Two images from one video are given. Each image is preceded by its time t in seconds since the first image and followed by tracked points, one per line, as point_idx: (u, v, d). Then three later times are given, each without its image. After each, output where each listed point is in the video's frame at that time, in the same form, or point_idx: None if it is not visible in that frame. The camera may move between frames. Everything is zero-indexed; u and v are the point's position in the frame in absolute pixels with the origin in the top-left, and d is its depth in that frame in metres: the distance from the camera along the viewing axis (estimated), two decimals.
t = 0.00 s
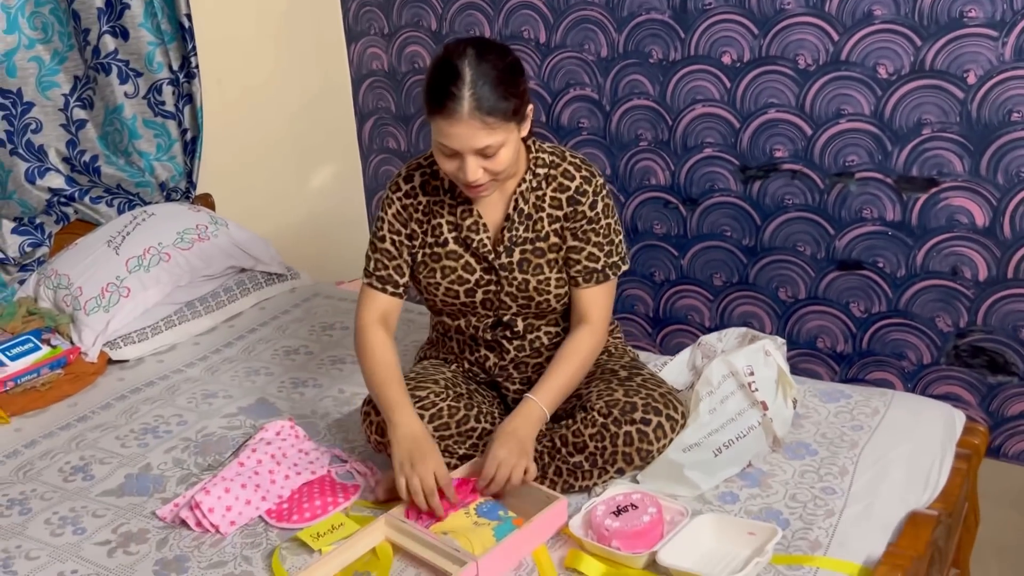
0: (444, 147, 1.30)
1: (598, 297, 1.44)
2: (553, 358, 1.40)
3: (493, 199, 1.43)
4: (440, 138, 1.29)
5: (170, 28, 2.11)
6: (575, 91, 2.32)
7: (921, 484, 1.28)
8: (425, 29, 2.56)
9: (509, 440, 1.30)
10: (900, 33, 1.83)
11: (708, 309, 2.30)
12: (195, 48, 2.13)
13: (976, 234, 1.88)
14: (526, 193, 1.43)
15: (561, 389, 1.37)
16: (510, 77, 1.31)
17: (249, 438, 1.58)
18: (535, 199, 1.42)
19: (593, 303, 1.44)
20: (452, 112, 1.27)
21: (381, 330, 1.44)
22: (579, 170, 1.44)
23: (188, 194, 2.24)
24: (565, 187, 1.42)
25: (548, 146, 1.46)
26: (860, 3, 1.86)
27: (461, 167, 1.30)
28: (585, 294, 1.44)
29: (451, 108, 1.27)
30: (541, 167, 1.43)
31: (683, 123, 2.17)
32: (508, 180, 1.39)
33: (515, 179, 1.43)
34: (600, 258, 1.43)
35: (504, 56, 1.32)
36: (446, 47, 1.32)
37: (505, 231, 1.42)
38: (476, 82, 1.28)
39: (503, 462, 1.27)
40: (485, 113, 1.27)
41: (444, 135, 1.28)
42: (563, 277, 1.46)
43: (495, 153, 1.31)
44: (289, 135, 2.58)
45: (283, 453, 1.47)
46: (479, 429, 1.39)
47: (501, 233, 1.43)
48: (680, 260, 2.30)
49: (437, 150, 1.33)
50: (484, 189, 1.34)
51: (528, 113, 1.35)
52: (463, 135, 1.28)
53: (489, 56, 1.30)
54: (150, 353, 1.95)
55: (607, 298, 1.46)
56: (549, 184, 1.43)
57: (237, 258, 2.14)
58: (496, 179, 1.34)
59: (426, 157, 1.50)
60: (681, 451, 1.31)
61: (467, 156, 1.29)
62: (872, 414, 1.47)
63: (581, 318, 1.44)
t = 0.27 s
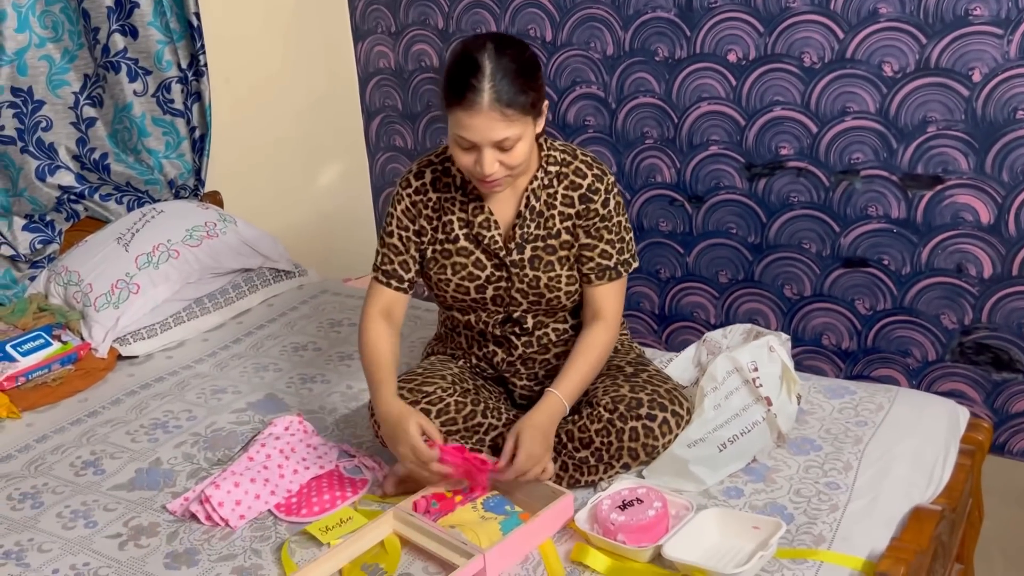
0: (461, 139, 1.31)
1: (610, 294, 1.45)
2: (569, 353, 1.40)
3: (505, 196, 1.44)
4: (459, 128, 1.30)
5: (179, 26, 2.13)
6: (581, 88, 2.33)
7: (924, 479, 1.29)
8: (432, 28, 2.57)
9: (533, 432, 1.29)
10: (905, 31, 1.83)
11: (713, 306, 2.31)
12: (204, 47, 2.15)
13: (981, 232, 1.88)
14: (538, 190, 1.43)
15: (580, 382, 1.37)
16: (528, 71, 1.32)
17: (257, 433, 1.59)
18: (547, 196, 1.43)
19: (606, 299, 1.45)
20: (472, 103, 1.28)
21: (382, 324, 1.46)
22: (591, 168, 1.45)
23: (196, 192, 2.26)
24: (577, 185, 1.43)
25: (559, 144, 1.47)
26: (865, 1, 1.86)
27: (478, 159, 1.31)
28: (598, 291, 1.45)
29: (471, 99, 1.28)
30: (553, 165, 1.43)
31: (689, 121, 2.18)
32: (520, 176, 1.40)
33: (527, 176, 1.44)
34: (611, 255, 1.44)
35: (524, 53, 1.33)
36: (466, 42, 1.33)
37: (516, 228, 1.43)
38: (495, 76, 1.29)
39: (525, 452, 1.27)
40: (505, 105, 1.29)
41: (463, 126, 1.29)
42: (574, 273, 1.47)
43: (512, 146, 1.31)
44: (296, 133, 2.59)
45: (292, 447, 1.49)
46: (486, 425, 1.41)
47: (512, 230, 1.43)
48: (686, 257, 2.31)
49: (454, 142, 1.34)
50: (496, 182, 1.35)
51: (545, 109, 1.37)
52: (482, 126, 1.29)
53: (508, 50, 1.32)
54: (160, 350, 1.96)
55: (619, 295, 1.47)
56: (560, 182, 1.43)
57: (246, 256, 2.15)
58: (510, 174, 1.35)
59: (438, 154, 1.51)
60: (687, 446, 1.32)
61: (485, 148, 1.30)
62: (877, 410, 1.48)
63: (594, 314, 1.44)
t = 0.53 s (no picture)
0: (476, 122, 1.32)
1: (616, 292, 1.47)
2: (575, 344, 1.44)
3: (513, 192, 1.45)
4: (476, 110, 1.31)
5: (185, 28, 2.14)
6: (585, 90, 2.34)
7: (926, 478, 1.30)
8: (436, 29, 2.58)
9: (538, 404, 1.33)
10: (908, 32, 1.84)
11: (716, 307, 2.32)
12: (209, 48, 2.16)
13: (983, 232, 1.89)
14: (546, 187, 1.45)
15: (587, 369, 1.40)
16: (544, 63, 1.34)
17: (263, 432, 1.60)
18: (555, 193, 1.45)
19: (612, 295, 1.47)
20: (492, 83, 1.30)
21: (385, 310, 1.48)
22: (599, 167, 1.47)
23: (202, 193, 2.27)
24: (585, 183, 1.45)
25: (569, 143, 1.49)
26: (868, 3, 1.87)
27: (492, 143, 1.32)
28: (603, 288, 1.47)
29: (491, 80, 1.30)
30: (562, 162, 1.45)
31: (693, 122, 2.19)
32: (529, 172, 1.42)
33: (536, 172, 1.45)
34: (617, 253, 1.46)
35: (542, 44, 1.35)
36: (487, 30, 1.35)
37: (524, 224, 1.44)
38: (516, 59, 1.31)
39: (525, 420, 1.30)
40: (523, 88, 1.31)
41: (479, 107, 1.31)
42: (580, 270, 1.48)
43: (526, 134, 1.33)
44: (301, 134, 2.60)
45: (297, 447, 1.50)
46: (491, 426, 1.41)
47: (520, 226, 1.45)
48: (689, 258, 2.32)
49: (468, 126, 1.35)
50: (507, 171, 1.35)
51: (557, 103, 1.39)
52: (499, 109, 1.30)
53: (529, 40, 1.34)
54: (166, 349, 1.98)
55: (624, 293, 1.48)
56: (568, 179, 1.45)
57: (251, 256, 2.16)
58: (521, 163, 1.35)
59: (447, 150, 1.52)
60: (690, 445, 1.33)
61: (500, 132, 1.31)
62: (880, 409, 1.49)
63: (600, 309, 1.47)
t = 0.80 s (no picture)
0: (486, 96, 1.39)
1: (613, 284, 1.49)
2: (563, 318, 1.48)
3: (518, 181, 1.49)
4: (486, 84, 1.38)
5: (189, 29, 2.14)
6: (587, 91, 2.35)
7: (928, 478, 1.31)
8: (438, 31, 2.59)
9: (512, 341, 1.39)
10: (909, 33, 1.85)
11: (718, 307, 2.32)
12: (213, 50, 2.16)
13: (984, 233, 1.90)
14: (551, 178, 1.48)
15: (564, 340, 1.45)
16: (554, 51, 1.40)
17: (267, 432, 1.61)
18: (559, 185, 1.48)
19: (608, 287, 1.49)
20: (504, 57, 1.36)
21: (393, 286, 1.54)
22: (604, 163, 1.50)
23: (205, 193, 2.27)
24: (590, 177, 1.48)
25: (576, 139, 1.52)
26: (869, 5, 1.88)
27: (498, 118, 1.37)
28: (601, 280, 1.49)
29: (504, 53, 1.37)
30: (567, 156, 1.48)
31: (694, 123, 2.20)
32: (534, 161, 1.46)
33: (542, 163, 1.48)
34: (616, 248, 1.48)
35: (553, 34, 1.40)
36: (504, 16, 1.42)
37: (527, 214, 1.47)
38: (528, 35, 1.38)
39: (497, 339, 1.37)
40: (532, 66, 1.37)
41: (490, 79, 1.37)
42: (581, 263, 1.50)
43: (532, 114, 1.38)
44: (303, 135, 2.61)
45: (301, 445, 1.51)
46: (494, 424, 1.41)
47: (523, 217, 1.48)
48: (691, 259, 2.32)
49: (478, 101, 1.41)
50: (511, 151, 1.40)
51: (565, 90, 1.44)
52: (508, 84, 1.36)
53: (543, 22, 1.41)
54: (169, 349, 1.98)
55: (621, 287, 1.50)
56: (573, 173, 1.48)
57: (254, 256, 2.16)
58: (526, 143, 1.40)
59: (458, 142, 1.56)
60: (692, 444, 1.34)
61: (507, 107, 1.37)
62: (881, 409, 1.50)
63: (594, 299, 1.50)
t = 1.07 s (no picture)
0: (487, 77, 1.41)
1: (605, 276, 1.48)
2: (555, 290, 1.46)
3: (518, 173, 1.51)
4: (488, 65, 1.41)
5: (190, 31, 2.15)
6: (587, 94, 2.35)
7: (926, 479, 1.31)
8: (439, 33, 2.60)
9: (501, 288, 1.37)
10: (908, 36, 1.85)
11: (717, 309, 2.32)
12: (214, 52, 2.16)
13: (983, 236, 1.90)
14: (550, 171, 1.50)
15: (551, 307, 1.42)
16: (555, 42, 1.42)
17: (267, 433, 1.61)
18: (558, 178, 1.50)
19: (602, 277, 1.48)
20: (506, 38, 1.40)
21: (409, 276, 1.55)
22: (603, 158, 1.52)
23: (206, 195, 2.28)
24: (588, 170, 1.50)
25: (578, 136, 1.55)
26: (868, 8, 1.88)
27: (497, 99, 1.40)
28: (593, 270, 1.48)
29: (506, 35, 1.40)
30: (567, 150, 1.51)
31: (694, 126, 2.20)
32: (533, 152, 1.48)
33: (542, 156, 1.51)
34: (607, 240, 1.48)
35: (555, 28, 1.43)
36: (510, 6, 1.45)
37: (525, 204, 1.49)
38: (530, 19, 1.41)
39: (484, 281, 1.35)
40: (533, 50, 1.40)
41: (492, 60, 1.40)
42: (575, 256, 1.50)
43: (530, 98, 1.40)
44: (304, 137, 2.61)
45: (301, 446, 1.51)
46: (493, 423, 1.41)
47: (521, 207, 1.49)
48: (690, 261, 2.32)
49: (480, 83, 1.43)
50: (507, 135, 1.42)
51: (566, 81, 1.47)
52: (508, 65, 1.39)
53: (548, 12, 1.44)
54: (169, 350, 1.99)
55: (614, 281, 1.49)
56: (572, 167, 1.50)
57: (255, 258, 2.17)
58: (523, 128, 1.42)
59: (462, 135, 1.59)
60: (691, 445, 1.34)
61: (506, 88, 1.39)
62: (879, 411, 1.50)
63: (587, 287, 1.48)
